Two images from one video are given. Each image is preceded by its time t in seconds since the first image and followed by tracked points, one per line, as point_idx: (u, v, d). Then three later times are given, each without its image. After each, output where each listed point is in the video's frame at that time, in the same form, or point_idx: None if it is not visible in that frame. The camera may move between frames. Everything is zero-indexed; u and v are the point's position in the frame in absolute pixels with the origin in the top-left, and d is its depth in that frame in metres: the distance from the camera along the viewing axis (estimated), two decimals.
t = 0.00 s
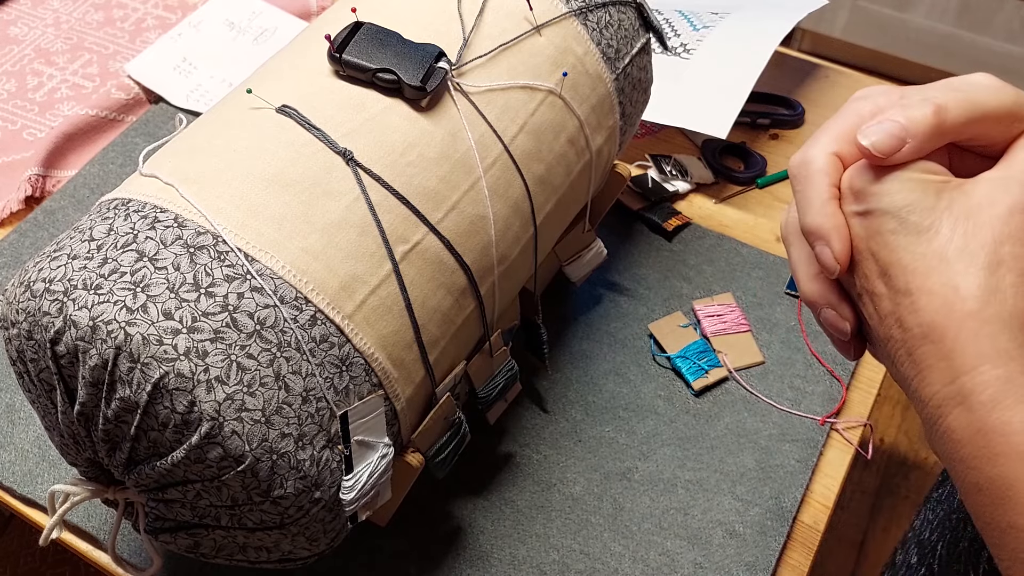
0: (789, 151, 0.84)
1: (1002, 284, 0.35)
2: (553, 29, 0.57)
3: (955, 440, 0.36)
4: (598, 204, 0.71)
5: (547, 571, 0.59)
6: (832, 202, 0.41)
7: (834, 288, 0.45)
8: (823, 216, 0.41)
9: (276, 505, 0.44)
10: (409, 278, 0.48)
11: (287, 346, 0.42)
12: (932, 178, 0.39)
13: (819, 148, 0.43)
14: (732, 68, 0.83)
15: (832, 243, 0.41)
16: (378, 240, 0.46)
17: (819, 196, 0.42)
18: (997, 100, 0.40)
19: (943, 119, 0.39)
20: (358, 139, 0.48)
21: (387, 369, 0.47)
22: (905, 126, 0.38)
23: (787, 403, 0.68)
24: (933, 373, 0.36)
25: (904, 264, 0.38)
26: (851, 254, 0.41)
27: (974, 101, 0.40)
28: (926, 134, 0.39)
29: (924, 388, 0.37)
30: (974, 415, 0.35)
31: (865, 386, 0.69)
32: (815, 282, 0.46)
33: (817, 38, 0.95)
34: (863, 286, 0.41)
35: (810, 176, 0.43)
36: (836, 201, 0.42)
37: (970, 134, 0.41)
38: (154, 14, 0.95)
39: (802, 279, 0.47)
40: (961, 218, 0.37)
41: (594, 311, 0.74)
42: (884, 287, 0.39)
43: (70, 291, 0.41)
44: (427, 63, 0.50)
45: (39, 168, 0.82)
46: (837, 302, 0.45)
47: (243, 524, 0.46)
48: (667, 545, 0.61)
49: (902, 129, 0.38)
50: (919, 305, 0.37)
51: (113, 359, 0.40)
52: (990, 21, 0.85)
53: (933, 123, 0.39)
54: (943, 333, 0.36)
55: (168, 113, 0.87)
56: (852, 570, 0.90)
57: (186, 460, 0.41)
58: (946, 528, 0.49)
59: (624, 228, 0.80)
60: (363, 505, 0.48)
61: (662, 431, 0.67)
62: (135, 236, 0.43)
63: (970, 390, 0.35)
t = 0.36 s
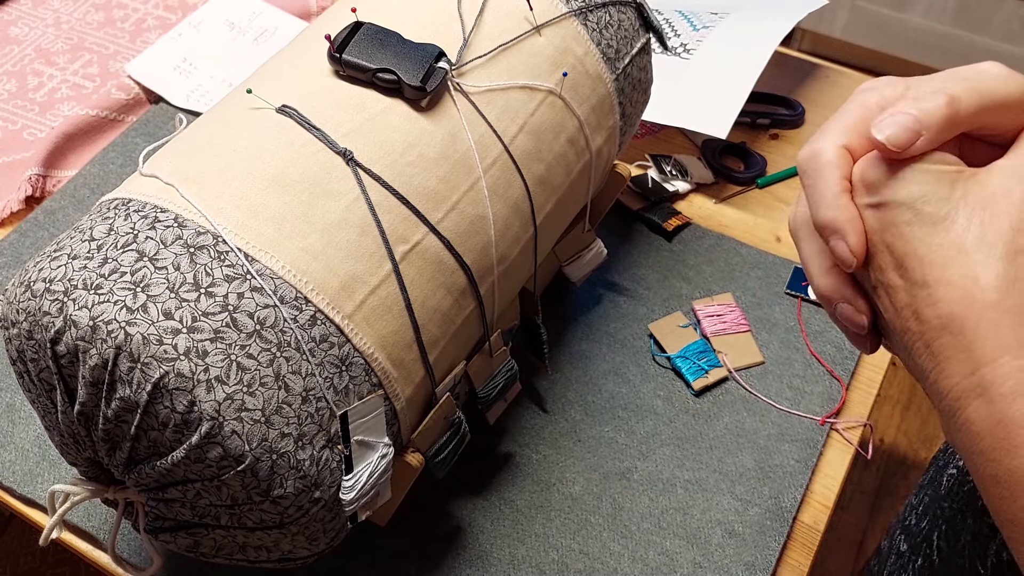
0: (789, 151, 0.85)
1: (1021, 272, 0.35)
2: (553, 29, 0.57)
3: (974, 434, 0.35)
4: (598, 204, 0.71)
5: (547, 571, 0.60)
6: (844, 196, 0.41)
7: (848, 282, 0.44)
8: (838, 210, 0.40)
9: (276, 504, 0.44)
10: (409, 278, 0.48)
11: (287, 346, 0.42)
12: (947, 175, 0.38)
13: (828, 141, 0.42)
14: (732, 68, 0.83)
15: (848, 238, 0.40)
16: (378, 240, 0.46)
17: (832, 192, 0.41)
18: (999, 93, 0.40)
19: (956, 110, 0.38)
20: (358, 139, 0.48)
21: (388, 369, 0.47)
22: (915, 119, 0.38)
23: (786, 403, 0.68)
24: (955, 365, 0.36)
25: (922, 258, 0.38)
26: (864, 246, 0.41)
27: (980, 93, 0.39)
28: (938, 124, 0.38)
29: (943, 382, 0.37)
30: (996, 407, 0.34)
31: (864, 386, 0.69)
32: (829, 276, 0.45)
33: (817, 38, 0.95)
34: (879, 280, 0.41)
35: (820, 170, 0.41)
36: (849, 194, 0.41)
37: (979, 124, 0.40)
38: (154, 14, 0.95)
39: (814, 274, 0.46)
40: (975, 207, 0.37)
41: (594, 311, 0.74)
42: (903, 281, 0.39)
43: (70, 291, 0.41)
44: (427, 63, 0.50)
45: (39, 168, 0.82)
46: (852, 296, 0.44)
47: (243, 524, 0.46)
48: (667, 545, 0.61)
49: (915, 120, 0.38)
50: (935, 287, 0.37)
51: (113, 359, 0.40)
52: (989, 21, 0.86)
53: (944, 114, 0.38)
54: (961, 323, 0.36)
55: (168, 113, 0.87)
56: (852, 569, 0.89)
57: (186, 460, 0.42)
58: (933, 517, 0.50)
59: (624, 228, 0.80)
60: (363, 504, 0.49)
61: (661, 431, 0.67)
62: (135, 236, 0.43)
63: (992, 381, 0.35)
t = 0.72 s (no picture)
0: (789, 151, 0.85)
1: None
2: (553, 29, 0.57)
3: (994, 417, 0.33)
4: (598, 204, 0.71)
5: (547, 571, 0.59)
6: (838, 159, 0.40)
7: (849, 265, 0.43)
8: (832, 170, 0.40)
9: (275, 504, 0.44)
10: (409, 278, 0.48)
11: (287, 346, 0.42)
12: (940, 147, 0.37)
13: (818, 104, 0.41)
14: (732, 68, 0.83)
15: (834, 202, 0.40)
16: (378, 240, 0.46)
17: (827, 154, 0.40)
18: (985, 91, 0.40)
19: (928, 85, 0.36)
20: (359, 139, 0.48)
21: (388, 370, 0.47)
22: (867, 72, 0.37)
23: (786, 404, 0.68)
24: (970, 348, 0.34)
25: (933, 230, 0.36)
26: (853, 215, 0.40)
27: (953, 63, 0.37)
28: (893, 80, 0.37)
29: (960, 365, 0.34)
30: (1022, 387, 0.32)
31: (865, 386, 0.69)
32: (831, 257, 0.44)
33: (817, 38, 0.93)
34: (887, 247, 0.39)
35: (814, 136, 0.41)
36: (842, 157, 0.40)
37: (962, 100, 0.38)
38: (155, 14, 0.95)
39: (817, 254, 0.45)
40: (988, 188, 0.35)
41: (594, 312, 0.74)
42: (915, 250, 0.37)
43: (70, 291, 0.41)
44: (428, 63, 0.50)
45: (39, 167, 0.82)
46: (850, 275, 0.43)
47: (243, 524, 0.46)
48: (667, 546, 0.61)
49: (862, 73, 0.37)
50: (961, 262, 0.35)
51: (113, 359, 0.40)
52: (990, 22, 0.87)
53: (899, 70, 0.37)
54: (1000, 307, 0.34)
55: (168, 113, 0.87)
56: (852, 571, 0.89)
57: (186, 460, 0.41)
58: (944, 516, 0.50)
59: (624, 228, 0.80)
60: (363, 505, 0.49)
61: (661, 432, 0.67)
62: (135, 236, 0.43)
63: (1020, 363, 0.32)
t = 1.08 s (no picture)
0: (789, 151, 0.85)
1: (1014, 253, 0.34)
2: (553, 29, 0.57)
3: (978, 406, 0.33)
4: (598, 204, 0.71)
5: (547, 571, 0.59)
6: (841, 163, 0.45)
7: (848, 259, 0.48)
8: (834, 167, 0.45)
9: (275, 504, 0.44)
10: (409, 277, 0.48)
11: (287, 346, 0.42)
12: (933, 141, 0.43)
13: (822, 116, 0.48)
14: (731, 68, 0.83)
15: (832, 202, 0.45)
16: (378, 240, 0.46)
17: (832, 157, 0.46)
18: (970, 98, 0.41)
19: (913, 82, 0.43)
20: (359, 139, 0.48)
21: (387, 369, 0.47)
22: (871, 83, 0.43)
23: (786, 403, 0.68)
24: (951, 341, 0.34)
25: (919, 219, 0.41)
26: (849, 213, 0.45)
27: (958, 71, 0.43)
28: (895, 91, 0.43)
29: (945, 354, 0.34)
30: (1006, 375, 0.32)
31: (864, 386, 0.69)
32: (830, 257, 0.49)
33: (817, 38, 0.94)
34: (874, 237, 0.44)
35: (821, 142, 0.47)
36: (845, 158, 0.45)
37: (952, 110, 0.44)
38: (154, 14, 0.95)
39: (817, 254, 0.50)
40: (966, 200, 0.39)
41: (594, 311, 0.74)
42: (900, 239, 0.42)
43: (70, 291, 0.41)
44: (428, 63, 0.50)
45: (39, 168, 0.82)
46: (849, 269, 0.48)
47: (243, 524, 0.46)
48: (667, 545, 0.61)
49: (865, 85, 0.43)
50: (942, 251, 0.40)
51: (113, 359, 0.40)
52: (989, 21, 0.86)
53: (903, 80, 0.43)
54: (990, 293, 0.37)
55: (168, 114, 0.87)
56: (852, 570, 0.89)
57: (186, 460, 0.42)
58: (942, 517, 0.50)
59: (624, 227, 0.80)
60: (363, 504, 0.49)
61: (661, 432, 0.67)
62: (135, 236, 0.43)
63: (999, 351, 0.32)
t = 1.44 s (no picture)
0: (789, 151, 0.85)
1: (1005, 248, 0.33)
2: (553, 29, 0.57)
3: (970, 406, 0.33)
4: (598, 204, 0.71)
5: (547, 571, 0.59)
6: (837, 154, 0.45)
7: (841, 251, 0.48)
8: (830, 160, 0.45)
9: (275, 504, 0.44)
10: (409, 277, 0.48)
11: (287, 346, 0.42)
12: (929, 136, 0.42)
13: (817, 108, 0.48)
14: (731, 68, 0.83)
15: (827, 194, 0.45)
16: (378, 240, 0.46)
17: (828, 150, 0.45)
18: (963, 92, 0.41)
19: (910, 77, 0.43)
20: (359, 139, 0.48)
21: (387, 369, 0.47)
22: (869, 76, 0.43)
23: (786, 403, 0.68)
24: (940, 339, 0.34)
25: (913, 214, 0.41)
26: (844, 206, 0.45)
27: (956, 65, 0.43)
28: (893, 84, 0.43)
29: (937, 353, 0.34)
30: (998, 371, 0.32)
31: (864, 386, 0.69)
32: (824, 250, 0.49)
33: (817, 38, 0.94)
34: (868, 231, 0.44)
35: (816, 134, 0.46)
36: (841, 150, 0.45)
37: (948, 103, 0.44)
38: (154, 14, 0.95)
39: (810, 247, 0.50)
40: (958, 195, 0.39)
41: (594, 311, 0.74)
42: (894, 234, 0.42)
43: (70, 291, 0.41)
44: (428, 63, 0.50)
45: (39, 168, 0.82)
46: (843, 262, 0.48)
47: (243, 524, 0.46)
48: (666, 545, 0.61)
49: (863, 78, 0.43)
50: (936, 247, 0.39)
51: (113, 359, 0.40)
52: (989, 21, 0.86)
53: (900, 73, 0.43)
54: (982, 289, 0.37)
55: (168, 113, 0.87)
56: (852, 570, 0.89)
57: (186, 460, 0.42)
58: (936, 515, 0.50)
59: (624, 227, 0.80)
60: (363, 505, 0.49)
61: (661, 432, 0.67)
62: (135, 236, 0.43)
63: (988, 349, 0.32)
